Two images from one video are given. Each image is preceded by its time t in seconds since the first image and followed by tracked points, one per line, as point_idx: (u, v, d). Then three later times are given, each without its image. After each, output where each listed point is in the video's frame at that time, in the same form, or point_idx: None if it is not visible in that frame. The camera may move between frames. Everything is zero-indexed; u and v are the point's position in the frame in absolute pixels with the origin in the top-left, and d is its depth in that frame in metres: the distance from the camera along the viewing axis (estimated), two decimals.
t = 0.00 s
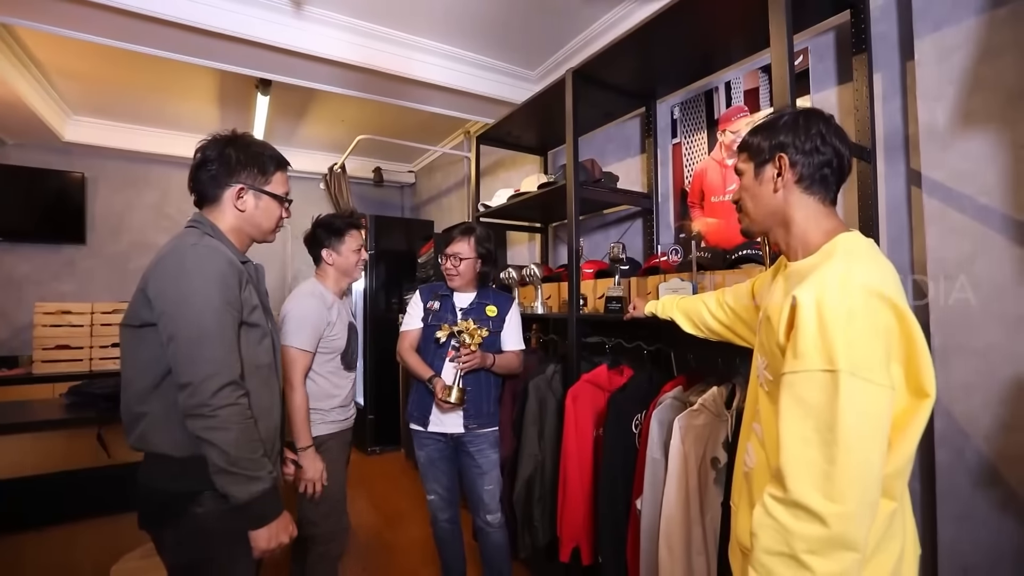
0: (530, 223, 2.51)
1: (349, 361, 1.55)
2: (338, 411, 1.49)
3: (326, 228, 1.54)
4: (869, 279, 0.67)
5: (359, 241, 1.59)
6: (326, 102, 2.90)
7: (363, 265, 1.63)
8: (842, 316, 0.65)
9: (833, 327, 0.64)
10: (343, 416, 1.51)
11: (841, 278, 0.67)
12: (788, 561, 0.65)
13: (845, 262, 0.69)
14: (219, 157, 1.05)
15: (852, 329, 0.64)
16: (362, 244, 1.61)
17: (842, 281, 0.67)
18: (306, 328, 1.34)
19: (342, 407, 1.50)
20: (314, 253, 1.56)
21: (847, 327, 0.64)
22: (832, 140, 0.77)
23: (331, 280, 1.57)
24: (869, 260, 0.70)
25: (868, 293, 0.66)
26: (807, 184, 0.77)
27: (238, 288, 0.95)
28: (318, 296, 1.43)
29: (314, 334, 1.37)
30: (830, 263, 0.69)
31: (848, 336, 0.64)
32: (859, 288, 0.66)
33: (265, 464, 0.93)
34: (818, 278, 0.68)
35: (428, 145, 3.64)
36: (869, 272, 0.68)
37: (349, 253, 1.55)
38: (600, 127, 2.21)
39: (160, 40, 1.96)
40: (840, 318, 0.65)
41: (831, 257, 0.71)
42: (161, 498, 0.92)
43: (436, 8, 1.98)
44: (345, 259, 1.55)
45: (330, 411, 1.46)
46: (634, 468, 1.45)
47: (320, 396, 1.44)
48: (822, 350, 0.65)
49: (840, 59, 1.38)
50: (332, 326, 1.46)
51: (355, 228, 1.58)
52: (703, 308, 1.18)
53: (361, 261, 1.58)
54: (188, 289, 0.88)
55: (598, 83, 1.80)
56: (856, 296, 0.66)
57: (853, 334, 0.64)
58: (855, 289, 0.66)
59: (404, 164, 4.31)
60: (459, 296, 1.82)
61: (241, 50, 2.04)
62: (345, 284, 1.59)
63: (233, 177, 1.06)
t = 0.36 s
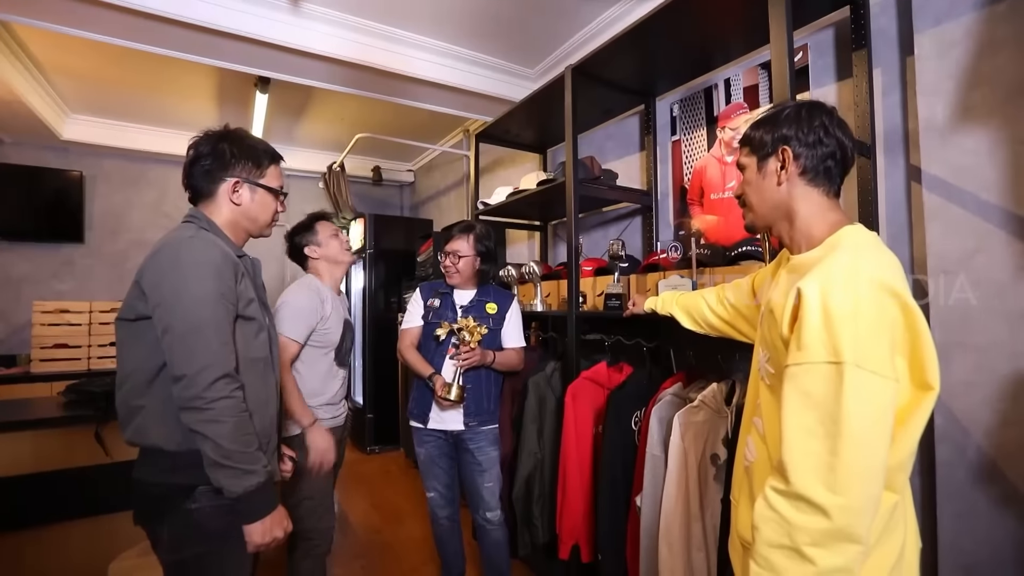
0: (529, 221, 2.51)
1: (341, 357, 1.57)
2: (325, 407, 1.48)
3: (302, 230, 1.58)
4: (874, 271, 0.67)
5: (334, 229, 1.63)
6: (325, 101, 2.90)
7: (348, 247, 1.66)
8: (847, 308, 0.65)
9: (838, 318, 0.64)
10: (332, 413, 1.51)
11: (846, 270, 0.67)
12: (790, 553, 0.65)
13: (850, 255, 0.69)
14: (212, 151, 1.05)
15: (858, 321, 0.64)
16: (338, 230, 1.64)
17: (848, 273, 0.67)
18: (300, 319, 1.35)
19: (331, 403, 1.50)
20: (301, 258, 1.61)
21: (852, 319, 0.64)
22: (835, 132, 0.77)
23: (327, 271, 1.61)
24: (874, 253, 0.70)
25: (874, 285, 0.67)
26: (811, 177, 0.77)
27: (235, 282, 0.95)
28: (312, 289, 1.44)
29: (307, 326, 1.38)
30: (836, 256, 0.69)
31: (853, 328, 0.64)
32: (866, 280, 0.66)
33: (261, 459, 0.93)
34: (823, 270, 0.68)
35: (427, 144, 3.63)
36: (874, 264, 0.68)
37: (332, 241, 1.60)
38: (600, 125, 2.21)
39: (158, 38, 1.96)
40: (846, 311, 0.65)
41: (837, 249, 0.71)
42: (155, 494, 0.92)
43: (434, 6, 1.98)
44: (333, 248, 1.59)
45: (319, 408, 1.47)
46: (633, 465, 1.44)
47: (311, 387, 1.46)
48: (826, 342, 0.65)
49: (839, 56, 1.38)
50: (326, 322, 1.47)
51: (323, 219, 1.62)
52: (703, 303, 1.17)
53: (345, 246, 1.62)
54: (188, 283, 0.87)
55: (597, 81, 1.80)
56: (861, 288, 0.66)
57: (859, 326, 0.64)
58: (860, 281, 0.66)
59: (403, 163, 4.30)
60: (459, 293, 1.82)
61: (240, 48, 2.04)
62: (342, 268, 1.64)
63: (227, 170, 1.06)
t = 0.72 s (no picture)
0: (528, 219, 2.51)
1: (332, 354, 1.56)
2: (320, 404, 1.48)
3: (304, 221, 1.58)
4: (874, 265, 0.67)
5: (336, 231, 1.63)
6: (325, 99, 2.89)
7: (343, 254, 1.65)
8: (847, 302, 0.65)
9: (838, 311, 0.64)
10: (330, 410, 1.51)
11: (847, 263, 0.67)
12: (790, 547, 0.65)
13: (851, 248, 0.69)
14: (210, 146, 1.05)
15: (859, 314, 0.64)
16: (340, 234, 1.65)
17: (849, 267, 0.67)
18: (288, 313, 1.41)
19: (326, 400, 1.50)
20: (293, 248, 1.60)
21: (852, 313, 0.64)
22: (835, 127, 0.77)
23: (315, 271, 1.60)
24: (874, 246, 0.70)
25: (874, 278, 0.67)
26: (811, 172, 0.77)
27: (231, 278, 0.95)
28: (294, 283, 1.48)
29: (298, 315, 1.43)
30: (836, 249, 0.69)
31: (853, 322, 0.64)
32: (866, 274, 0.66)
33: (256, 455, 0.93)
34: (824, 264, 0.68)
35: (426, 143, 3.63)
36: (875, 258, 0.68)
37: (329, 242, 1.60)
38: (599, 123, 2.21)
39: (156, 36, 1.95)
40: (846, 305, 0.65)
41: (837, 242, 0.71)
42: (150, 491, 0.92)
43: (433, 4, 1.98)
44: (326, 249, 1.59)
45: (315, 404, 1.47)
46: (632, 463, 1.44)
47: (302, 386, 1.45)
48: (826, 335, 0.65)
49: (839, 53, 1.38)
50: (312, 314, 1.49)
51: (329, 219, 1.63)
52: (703, 300, 1.17)
53: (339, 251, 1.62)
54: (185, 278, 0.87)
55: (596, 78, 1.80)
56: (862, 282, 0.66)
57: (859, 319, 0.64)
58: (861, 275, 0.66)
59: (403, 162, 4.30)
60: (459, 290, 1.81)
61: (239, 46, 2.03)
62: (329, 273, 1.63)
63: (226, 164, 1.05)
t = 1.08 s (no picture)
0: (529, 219, 2.51)
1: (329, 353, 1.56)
2: (319, 405, 1.49)
3: (310, 223, 1.59)
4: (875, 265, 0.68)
5: (341, 235, 1.64)
6: (325, 99, 2.90)
7: (347, 258, 1.66)
8: (849, 303, 0.65)
9: (839, 311, 0.64)
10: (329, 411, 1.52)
11: (849, 264, 0.67)
12: (791, 547, 0.65)
13: (852, 248, 0.69)
14: (206, 145, 1.05)
15: (860, 314, 0.64)
16: (345, 238, 1.66)
17: (850, 267, 0.67)
18: (283, 318, 1.39)
19: (325, 400, 1.51)
20: (297, 250, 1.60)
21: (853, 313, 0.64)
22: (837, 127, 0.77)
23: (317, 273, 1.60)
24: (876, 247, 0.70)
25: (875, 279, 0.67)
26: (812, 173, 0.77)
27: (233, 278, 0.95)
28: (295, 287, 1.46)
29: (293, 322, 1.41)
30: (838, 249, 0.69)
31: (855, 322, 0.64)
32: (867, 274, 0.67)
33: (258, 457, 0.93)
34: (826, 264, 0.68)
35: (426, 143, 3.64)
36: (876, 259, 0.68)
37: (333, 245, 1.60)
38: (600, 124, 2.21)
39: (157, 36, 1.95)
40: (847, 305, 0.65)
41: (839, 242, 0.71)
42: (151, 493, 0.92)
43: (434, 4, 1.98)
44: (329, 251, 1.59)
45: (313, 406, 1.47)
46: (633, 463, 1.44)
47: (301, 386, 1.45)
48: (828, 336, 0.65)
49: (839, 54, 1.38)
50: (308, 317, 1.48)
51: (336, 222, 1.65)
52: (703, 300, 1.18)
53: (342, 255, 1.63)
54: (187, 278, 0.87)
55: (597, 79, 1.80)
56: (863, 282, 0.66)
57: (860, 319, 0.64)
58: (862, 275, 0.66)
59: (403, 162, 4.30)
60: (460, 291, 1.81)
61: (239, 46, 2.03)
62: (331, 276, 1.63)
63: (224, 163, 1.06)
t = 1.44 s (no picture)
0: (531, 219, 2.51)
1: (330, 352, 1.55)
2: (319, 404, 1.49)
3: (308, 223, 1.60)
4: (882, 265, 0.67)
5: (340, 233, 1.63)
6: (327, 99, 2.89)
7: (347, 257, 1.65)
8: (856, 303, 0.65)
9: (846, 311, 0.64)
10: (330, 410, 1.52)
11: (856, 264, 0.67)
12: (798, 548, 0.65)
13: (859, 248, 0.69)
14: (206, 144, 1.05)
15: (867, 314, 0.64)
16: (344, 237, 1.65)
17: (858, 267, 0.67)
18: (279, 315, 1.38)
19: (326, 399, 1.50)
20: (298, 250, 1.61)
21: (861, 314, 0.64)
22: (843, 127, 0.77)
23: (318, 272, 1.60)
24: (883, 247, 0.70)
25: (882, 279, 0.66)
26: (818, 173, 0.77)
27: (236, 278, 0.95)
28: (295, 285, 1.46)
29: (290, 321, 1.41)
30: (845, 249, 0.69)
31: (862, 322, 0.64)
32: (874, 274, 0.66)
33: (259, 458, 0.92)
34: (833, 264, 0.68)
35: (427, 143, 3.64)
36: (884, 258, 0.68)
37: (331, 243, 1.59)
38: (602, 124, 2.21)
39: (159, 35, 1.95)
40: (854, 306, 0.65)
41: (846, 242, 0.71)
42: (153, 494, 0.92)
43: (436, 4, 1.98)
44: (328, 249, 1.59)
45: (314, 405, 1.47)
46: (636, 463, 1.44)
47: (301, 386, 1.45)
48: (835, 336, 0.64)
49: (843, 54, 1.38)
50: (309, 316, 1.48)
51: (336, 222, 1.65)
52: (707, 299, 1.17)
53: (342, 253, 1.62)
54: (190, 278, 0.87)
55: (600, 79, 1.80)
56: (870, 282, 0.66)
57: (867, 319, 0.64)
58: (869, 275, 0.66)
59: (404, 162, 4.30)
60: (461, 291, 1.80)
61: (241, 45, 2.03)
62: (332, 275, 1.63)
63: (225, 162, 1.05)
